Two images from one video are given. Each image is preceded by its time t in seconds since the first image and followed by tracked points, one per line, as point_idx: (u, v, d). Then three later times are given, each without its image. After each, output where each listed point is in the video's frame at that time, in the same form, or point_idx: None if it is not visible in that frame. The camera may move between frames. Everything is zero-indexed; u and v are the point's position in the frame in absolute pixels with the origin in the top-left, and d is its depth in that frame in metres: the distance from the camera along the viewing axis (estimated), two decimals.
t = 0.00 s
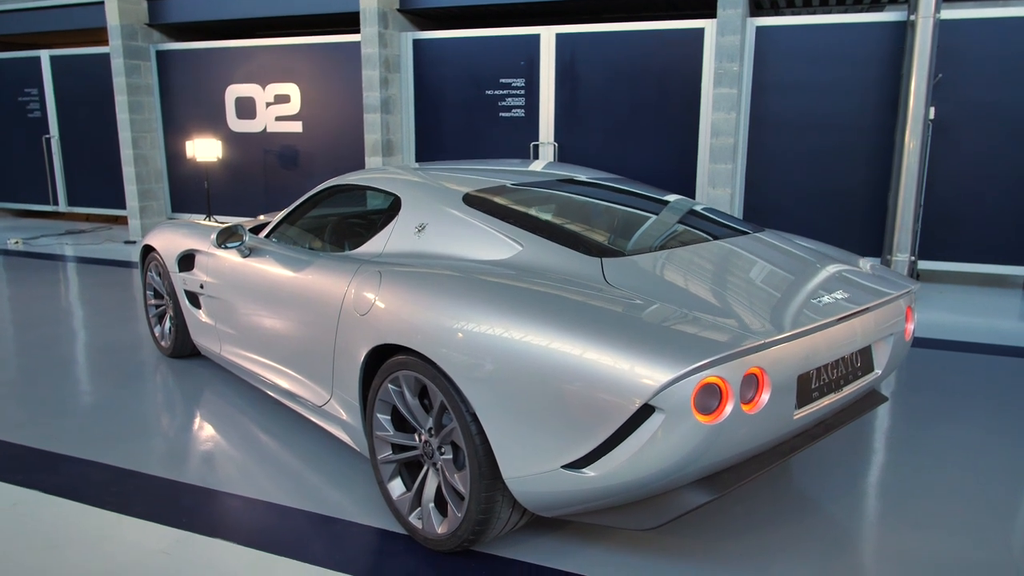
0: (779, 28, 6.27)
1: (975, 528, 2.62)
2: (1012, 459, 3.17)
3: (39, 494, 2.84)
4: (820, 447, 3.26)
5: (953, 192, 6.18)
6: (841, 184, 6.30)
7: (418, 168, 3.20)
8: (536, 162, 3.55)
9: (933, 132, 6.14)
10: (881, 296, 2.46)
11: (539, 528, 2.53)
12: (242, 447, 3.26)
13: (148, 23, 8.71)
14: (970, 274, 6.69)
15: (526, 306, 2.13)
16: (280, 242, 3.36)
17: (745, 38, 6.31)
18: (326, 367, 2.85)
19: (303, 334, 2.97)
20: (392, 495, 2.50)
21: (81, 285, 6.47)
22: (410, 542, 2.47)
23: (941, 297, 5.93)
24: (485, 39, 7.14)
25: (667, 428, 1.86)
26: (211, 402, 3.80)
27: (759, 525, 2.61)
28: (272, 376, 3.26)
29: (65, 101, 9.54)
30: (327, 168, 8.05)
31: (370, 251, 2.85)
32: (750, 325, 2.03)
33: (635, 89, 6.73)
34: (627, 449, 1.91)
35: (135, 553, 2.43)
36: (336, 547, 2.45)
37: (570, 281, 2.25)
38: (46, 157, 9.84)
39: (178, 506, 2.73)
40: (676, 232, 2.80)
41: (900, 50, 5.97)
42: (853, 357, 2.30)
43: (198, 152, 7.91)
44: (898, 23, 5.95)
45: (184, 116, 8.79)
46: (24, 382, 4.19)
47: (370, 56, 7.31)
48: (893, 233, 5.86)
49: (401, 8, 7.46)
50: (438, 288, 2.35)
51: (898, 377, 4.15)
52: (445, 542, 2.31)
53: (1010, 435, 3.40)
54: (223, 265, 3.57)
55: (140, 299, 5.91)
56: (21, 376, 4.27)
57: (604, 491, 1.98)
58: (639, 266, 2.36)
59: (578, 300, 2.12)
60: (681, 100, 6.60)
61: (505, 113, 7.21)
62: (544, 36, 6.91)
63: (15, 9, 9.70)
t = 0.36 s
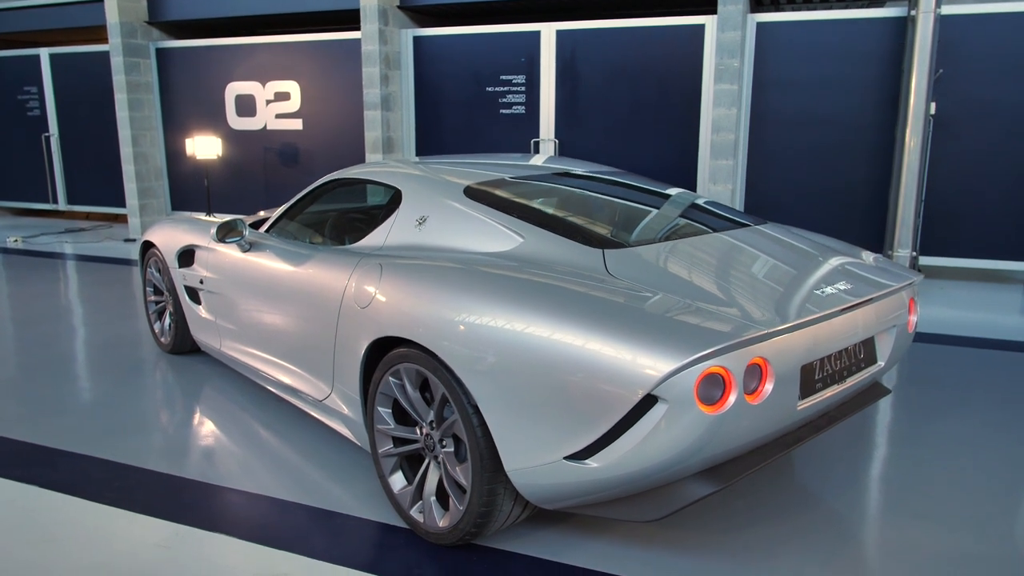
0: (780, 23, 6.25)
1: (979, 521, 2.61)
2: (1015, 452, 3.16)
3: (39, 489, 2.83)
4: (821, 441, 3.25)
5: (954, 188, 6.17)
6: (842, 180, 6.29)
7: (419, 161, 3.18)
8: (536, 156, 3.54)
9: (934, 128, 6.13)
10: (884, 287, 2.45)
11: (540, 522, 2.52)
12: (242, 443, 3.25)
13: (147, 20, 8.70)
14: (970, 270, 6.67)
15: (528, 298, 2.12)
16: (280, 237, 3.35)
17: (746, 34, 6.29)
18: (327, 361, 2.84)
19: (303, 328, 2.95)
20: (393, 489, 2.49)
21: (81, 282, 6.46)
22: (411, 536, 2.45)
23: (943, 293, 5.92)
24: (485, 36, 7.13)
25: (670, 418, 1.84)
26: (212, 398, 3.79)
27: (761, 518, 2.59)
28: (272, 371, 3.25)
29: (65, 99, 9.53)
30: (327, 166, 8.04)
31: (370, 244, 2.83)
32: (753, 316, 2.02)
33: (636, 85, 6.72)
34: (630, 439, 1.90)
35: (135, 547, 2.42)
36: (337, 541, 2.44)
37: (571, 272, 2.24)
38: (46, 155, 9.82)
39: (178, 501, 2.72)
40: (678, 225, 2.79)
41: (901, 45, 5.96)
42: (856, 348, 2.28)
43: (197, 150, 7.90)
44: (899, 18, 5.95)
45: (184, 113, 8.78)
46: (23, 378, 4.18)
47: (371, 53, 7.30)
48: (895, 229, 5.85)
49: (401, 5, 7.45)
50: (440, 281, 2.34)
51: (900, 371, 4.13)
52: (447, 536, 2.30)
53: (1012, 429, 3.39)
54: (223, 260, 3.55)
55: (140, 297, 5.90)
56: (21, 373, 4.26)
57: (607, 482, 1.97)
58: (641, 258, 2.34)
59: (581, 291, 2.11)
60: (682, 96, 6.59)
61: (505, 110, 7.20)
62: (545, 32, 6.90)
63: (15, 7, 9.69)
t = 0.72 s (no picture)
0: (780, 19, 6.24)
1: (982, 513, 2.59)
2: (1018, 444, 3.15)
3: (36, 481, 2.81)
4: (823, 433, 3.23)
5: (955, 183, 6.16)
6: (842, 176, 6.28)
7: (418, 153, 3.17)
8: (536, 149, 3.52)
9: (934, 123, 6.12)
10: (886, 276, 2.43)
11: (541, 512, 2.50)
12: (241, 437, 3.23)
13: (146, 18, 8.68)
14: (971, 266, 6.66)
15: (528, 286, 2.11)
16: (279, 230, 3.33)
17: (747, 29, 6.28)
18: (326, 352, 2.82)
19: (303, 319, 2.94)
20: (393, 480, 2.47)
21: (80, 279, 6.44)
22: (411, 526, 2.44)
23: (944, 288, 5.91)
24: (485, 32, 7.12)
25: (672, 404, 1.83)
26: (210, 393, 3.77)
27: (763, 509, 2.58)
28: (272, 363, 3.24)
29: (64, 97, 9.51)
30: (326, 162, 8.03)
31: (370, 235, 2.82)
32: (756, 302, 2.00)
33: (636, 81, 6.71)
34: (631, 426, 1.88)
35: (133, 539, 2.40)
36: (337, 532, 2.42)
37: (572, 259, 2.22)
38: (45, 154, 9.80)
39: (176, 494, 2.70)
40: (679, 216, 2.78)
41: (902, 40, 5.94)
42: (859, 337, 2.27)
43: (196, 147, 7.88)
44: (899, 13, 5.93)
45: (182, 111, 8.76)
46: (21, 374, 4.16)
47: (370, 49, 7.28)
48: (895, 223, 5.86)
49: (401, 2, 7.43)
50: (441, 269, 2.32)
51: (901, 365, 4.12)
52: (446, 526, 2.28)
53: (1015, 422, 3.38)
54: (222, 253, 3.54)
55: (139, 293, 5.88)
56: (19, 369, 4.24)
57: (608, 469, 1.95)
58: (643, 246, 2.32)
59: (582, 278, 2.09)
60: (682, 92, 6.57)
61: (505, 106, 7.19)
62: (545, 28, 6.89)
63: (14, 5, 9.67)
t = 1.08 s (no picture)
0: (780, 14, 6.23)
1: (985, 501, 2.58)
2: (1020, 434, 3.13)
3: (34, 471, 2.79)
4: (825, 424, 3.22)
5: (956, 178, 6.15)
6: (843, 171, 6.27)
7: (418, 142, 3.15)
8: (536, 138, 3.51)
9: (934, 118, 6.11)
10: (889, 262, 2.42)
11: (541, 500, 2.49)
12: (240, 428, 3.22)
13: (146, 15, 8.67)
14: (971, 261, 6.65)
15: (529, 270, 2.09)
16: (278, 220, 3.32)
17: (747, 24, 6.26)
18: (326, 340, 2.81)
19: (303, 308, 2.93)
20: (392, 468, 2.46)
21: (79, 275, 6.42)
22: (411, 514, 2.42)
23: (945, 283, 5.90)
24: (485, 29, 7.12)
25: (674, 386, 1.82)
26: (209, 385, 3.76)
27: (765, 497, 2.57)
28: (271, 354, 3.22)
29: (63, 95, 9.50)
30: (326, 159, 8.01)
31: (370, 223, 2.80)
32: (758, 285, 1.99)
33: (636, 78, 6.70)
34: (633, 408, 1.87)
35: (131, 528, 2.39)
36: (336, 520, 2.41)
37: (573, 244, 2.21)
38: (44, 151, 9.78)
39: (175, 483, 2.68)
40: (680, 204, 2.76)
41: (902, 34, 5.95)
42: (861, 322, 2.25)
43: (196, 144, 7.90)
44: (899, 7, 5.92)
45: (182, 108, 8.75)
46: (20, 368, 4.15)
47: (370, 45, 7.27)
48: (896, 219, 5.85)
49: None
50: (441, 255, 2.31)
51: (902, 357, 4.11)
52: (446, 513, 2.27)
53: (1018, 412, 3.36)
54: (221, 244, 3.52)
55: (138, 289, 5.86)
56: (17, 363, 4.23)
57: (609, 453, 1.94)
58: (644, 232, 2.31)
59: (583, 262, 2.08)
60: (682, 88, 6.56)
61: (505, 102, 7.18)
62: (544, 24, 6.88)
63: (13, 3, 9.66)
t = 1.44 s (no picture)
0: (780, 10, 6.23)
1: (988, 488, 2.56)
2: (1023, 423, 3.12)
3: (32, 458, 2.78)
4: (827, 413, 3.21)
5: (956, 174, 6.14)
6: (844, 167, 6.27)
7: (418, 130, 3.13)
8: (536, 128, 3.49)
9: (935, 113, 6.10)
10: (893, 247, 2.40)
11: (542, 487, 2.48)
12: (240, 419, 3.20)
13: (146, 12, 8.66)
14: (972, 257, 6.65)
15: (530, 254, 2.08)
16: (278, 210, 3.31)
17: (747, 20, 6.26)
18: (326, 328, 2.79)
19: (303, 297, 2.92)
20: (393, 455, 2.44)
21: (79, 270, 6.41)
22: (411, 501, 2.41)
23: (946, 279, 5.89)
24: (485, 25, 7.11)
25: (677, 366, 1.81)
26: (209, 377, 3.75)
27: (766, 485, 2.55)
28: (271, 344, 3.20)
29: (63, 93, 9.49)
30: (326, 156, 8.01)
31: (370, 210, 2.79)
32: (760, 266, 1.97)
33: (636, 74, 6.70)
34: (635, 389, 1.87)
35: (131, 513, 2.38)
36: (337, 507, 2.39)
37: (574, 227, 2.19)
38: (44, 149, 9.77)
39: (175, 470, 2.68)
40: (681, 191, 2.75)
41: (902, 29, 5.95)
42: (864, 307, 2.24)
43: (196, 140, 7.94)
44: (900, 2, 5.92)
45: (182, 105, 8.74)
46: (19, 361, 4.13)
47: (370, 42, 7.26)
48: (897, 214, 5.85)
49: None
50: (442, 240, 2.30)
51: (903, 349, 4.10)
52: (447, 499, 2.25)
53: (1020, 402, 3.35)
54: (220, 234, 3.51)
55: (138, 284, 5.85)
56: (16, 356, 4.21)
57: (612, 435, 1.93)
58: (645, 216, 2.30)
59: (585, 244, 2.07)
60: (683, 84, 6.56)
61: (505, 98, 7.17)
62: (544, 21, 6.87)
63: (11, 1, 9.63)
